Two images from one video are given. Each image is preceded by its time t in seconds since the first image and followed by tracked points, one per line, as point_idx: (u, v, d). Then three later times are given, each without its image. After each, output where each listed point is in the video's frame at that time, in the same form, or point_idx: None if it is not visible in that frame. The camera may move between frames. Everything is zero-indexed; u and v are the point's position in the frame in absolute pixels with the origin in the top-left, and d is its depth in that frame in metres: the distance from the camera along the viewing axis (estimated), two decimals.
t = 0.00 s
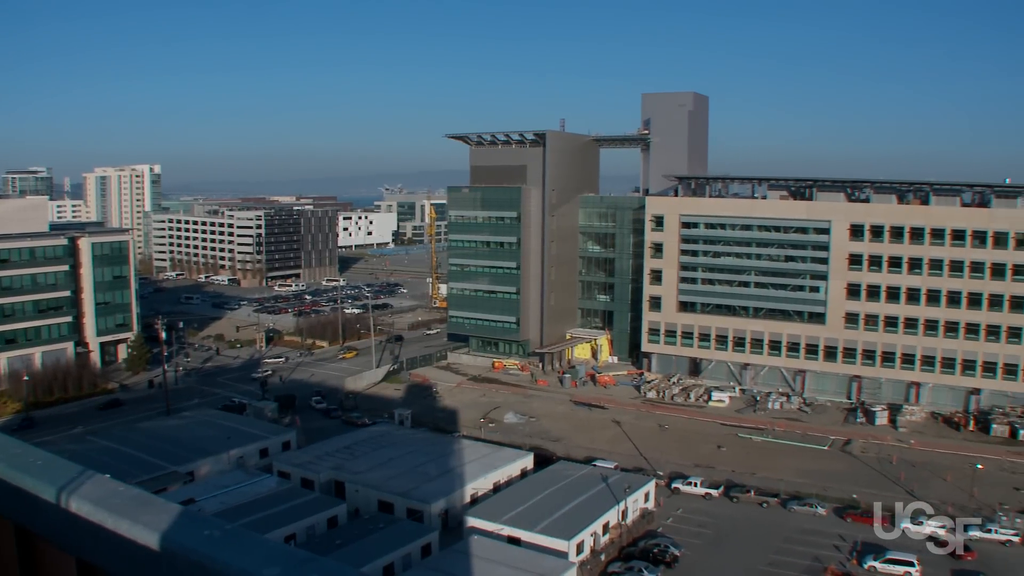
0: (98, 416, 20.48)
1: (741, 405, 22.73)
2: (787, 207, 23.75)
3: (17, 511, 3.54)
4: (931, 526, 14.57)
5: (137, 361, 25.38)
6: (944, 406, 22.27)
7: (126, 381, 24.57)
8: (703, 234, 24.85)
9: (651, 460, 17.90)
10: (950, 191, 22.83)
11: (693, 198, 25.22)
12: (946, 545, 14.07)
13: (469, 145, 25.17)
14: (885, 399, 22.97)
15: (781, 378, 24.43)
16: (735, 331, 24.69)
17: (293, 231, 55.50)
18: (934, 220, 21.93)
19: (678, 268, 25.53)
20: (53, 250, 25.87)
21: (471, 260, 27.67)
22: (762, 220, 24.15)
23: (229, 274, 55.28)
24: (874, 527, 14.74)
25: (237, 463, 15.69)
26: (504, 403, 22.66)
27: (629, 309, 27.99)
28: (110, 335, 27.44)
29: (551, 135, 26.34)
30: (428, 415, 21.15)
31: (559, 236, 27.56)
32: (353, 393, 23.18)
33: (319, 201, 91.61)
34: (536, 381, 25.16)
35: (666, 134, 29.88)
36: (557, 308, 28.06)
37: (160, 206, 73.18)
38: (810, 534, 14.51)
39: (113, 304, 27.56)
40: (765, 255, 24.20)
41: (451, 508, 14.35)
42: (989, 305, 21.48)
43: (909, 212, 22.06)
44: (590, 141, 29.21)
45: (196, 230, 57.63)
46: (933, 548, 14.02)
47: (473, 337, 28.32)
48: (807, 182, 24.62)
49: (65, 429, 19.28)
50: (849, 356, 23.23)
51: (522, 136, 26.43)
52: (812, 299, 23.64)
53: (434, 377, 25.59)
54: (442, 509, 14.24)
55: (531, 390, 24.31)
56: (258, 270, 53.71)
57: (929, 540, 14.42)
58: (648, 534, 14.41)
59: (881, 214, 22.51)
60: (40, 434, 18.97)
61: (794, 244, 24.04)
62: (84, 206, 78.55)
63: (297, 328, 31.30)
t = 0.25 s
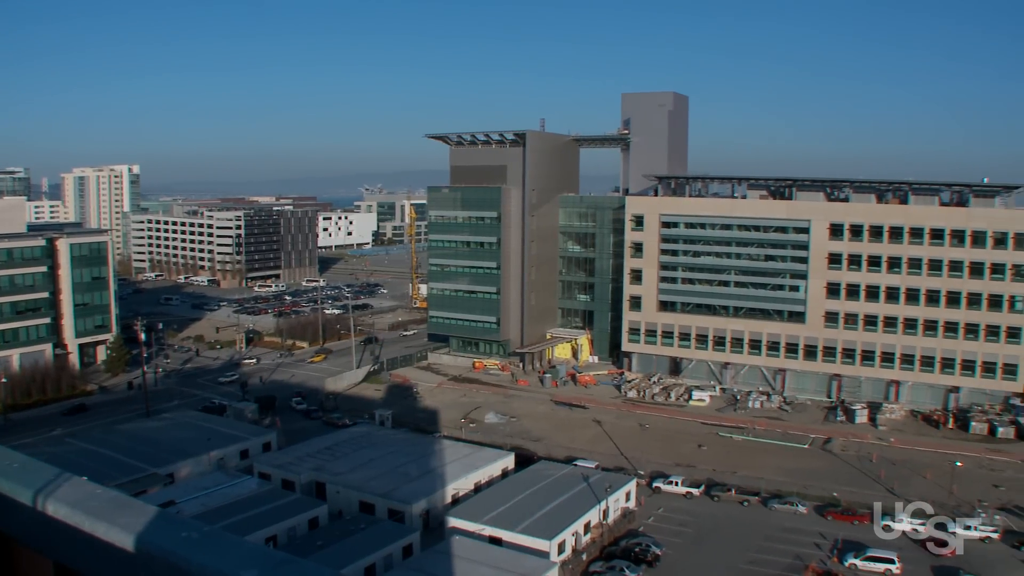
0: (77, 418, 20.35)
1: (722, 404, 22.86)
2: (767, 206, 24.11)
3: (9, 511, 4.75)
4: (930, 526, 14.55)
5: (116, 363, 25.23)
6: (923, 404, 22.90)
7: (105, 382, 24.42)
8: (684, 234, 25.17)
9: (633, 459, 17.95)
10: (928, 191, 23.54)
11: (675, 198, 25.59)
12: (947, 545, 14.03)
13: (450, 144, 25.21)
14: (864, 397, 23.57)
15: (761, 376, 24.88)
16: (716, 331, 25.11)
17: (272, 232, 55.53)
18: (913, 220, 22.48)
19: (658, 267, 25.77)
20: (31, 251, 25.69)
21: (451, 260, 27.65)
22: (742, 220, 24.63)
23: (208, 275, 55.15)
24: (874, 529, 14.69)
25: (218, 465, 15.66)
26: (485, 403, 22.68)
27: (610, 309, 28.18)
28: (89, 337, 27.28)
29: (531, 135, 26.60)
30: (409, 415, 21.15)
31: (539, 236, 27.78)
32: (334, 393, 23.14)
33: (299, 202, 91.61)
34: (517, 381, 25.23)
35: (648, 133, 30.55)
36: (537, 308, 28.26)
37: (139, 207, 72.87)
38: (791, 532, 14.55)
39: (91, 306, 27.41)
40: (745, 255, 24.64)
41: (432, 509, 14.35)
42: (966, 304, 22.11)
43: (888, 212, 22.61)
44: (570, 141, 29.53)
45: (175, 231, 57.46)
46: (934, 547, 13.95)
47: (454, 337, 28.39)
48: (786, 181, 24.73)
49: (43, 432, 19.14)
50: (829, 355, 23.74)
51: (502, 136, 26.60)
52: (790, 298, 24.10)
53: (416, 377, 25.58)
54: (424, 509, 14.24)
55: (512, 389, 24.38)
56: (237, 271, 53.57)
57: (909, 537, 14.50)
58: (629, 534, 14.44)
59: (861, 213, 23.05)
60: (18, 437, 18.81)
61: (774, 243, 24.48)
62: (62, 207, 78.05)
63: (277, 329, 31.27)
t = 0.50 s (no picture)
0: (57, 420, 20.25)
1: (704, 403, 22.92)
2: (749, 206, 24.27)
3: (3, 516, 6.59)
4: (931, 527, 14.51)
5: (96, 365, 25.09)
6: (903, 402, 23.26)
7: (85, 384, 24.28)
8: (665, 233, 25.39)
9: (615, 459, 17.98)
10: (909, 190, 23.88)
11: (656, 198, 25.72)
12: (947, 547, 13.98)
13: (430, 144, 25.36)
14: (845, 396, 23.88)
15: (742, 375, 25.11)
16: (697, 330, 25.29)
17: (253, 232, 55.53)
18: (893, 219, 22.84)
19: (639, 267, 26.00)
20: (10, 252, 25.55)
21: (432, 260, 27.91)
22: (723, 219, 24.87)
23: (189, 276, 55.06)
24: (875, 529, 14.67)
25: (199, 466, 15.64)
26: (467, 403, 22.69)
27: (592, 308, 28.25)
28: (69, 338, 27.13)
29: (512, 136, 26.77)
30: (390, 416, 21.14)
31: (520, 236, 27.91)
32: (316, 394, 23.11)
33: (279, 203, 91.66)
34: (498, 381, 25.24)
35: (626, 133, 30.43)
36: (518, 308, 28.39)
37: (119, 207, 72.64)
38: (773, 531, 14.59)
39: (71, 307, 27.26)
40: (727, 254, 24.85)
41: (415, 509, 14.35)
42: (947, 303, 22.49)
43: (868, 212, 22.95)
44: (551, 141, 29.73)
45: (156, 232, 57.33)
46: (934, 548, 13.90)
47: (435, 337, 28.57)
48: (767, 181, 25.13)
49: (23, 434, 19.06)
50: (810, 353, 24.01)
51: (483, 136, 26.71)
52: (769, 297, 24.35)
53: (398, 377, 25.56)
54: (406, 509, 14.23)
55: (494, 389, 24.46)
56: (218, 272, 53.50)
57: (890, 535, 14.56)
58: (612, 533, 14.46)
59: (841, 213, 23.39)
60: None
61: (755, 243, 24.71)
62: (41, 208, 77.64)
63: (258, 330, 31.26)
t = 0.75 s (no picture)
0: (38, 422, 20.14)
1: (686, 402, 22.96)
2: (731, 205, 24.39)
3: None
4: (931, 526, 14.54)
5: (77, 366, 24.93)
6: (885, 400, 23.46)
7: (66, 386, 24.15)
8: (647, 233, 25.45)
9: (597, 458, 18.00)
10: (889, 190, 23.93)
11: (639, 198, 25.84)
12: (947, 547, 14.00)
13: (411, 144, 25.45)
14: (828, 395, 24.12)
15: (725, 374, 25.24)
16: (679, 329, 25.42)
17: (235, 233, 55.50)
18: (875, 218, 22.97)
19: (622, 266, 26.07)
20: None
21: (414, 260, 27.90)
22: (705, 219, 25.01)
23: (170, 277, 54.95)
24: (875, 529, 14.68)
25: (181, 468, 15.60)
26: (450, 403, 22.70)
27: (574, 308, 28.47)
28: (49, 340, 27.00)
29: (493, 136, 26.88)
30: (372, 416, 21.11)
31: (502, 236, 27.99)
32: (298, 395, 23.07)
33: (262, 204, 91.61)
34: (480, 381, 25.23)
35: (610, 133, 30.71)
36: (500, 308, 28.50)
37: (100, 208, 72.40)
38: (756, 529, 14.63)
39: (52, 308, 27.15)
40: (709, 253, 24.92)
41: (398, 510, 14.35)
42: (928, 302, 22.73)
43: (850, 210, 23.13)
44: (533, 141, 29.90)
45: (137, 233, 57.13)
46: (934, 548, 13.92)
47: (417, 337, 28.54)
48: (749, 181, 25.30)
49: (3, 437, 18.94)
50: (792, 352, 24.21)
51: (465, 136, 26.82)
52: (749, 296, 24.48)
53: (382, 378, 25.52)
54: (388, 510, 14.22)
55: (478, 388, 24.47)
56: (200, 272, 53.42)
57: (873, 533, 14.62)
58: (595, 532, 14.47)
59: (823, 212, 23.66)
60: None
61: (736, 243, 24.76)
62: (22, 210, 77.26)
63: (240, 331, 31.22)
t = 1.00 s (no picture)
0: (16, 425, 19.99)
1: (668, 402, 23.07)
2: (712, 205, 24.63)
3: None
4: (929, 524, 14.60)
5: (56, 369, 24.69)
6: (866, 398, 23.88)
7: (46, 388, 23.99)
8: (628, 232, 25.71)
9: (580, 458, 18.02)
10: (871, 190, 24.35)
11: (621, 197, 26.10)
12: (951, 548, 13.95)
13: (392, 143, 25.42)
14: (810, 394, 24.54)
15: (706, 373, 25.50)
16: (661, 328, 25.69)
17: (215, 234, 55.44)
18: (855, 217, 23.29)
19: (603, 266, 26.32)
20: None
21: (396, 260, 27.89)
22: (686, 218, 25.07)
23: (151, 278, 54.80)
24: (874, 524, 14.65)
25: (162, 470, 15.55)
26: (432, 404, 22.70)
27: (555, 308, 28.85)
28: (28, 342, 26.84)
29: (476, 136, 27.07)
30: (353, 417, 21.09)
31: (483, 236, 28.14)
32: (279, 396, 23.01)
33: (243, 205, 91.47)
34: (462, 381, 25.25)
35: (590, 134, 30.76)
36: (482, 308, 28.71)
37: (79, 209, 72.08)
38: (737, 528, 14.67)
39: (31, 310, 26.98)
40: (690, 253, 25.12)
41: (379, 511, 14.35)
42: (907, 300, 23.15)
43: (830, 209, 23.46)
44: (515, 142, 30.04)
45: (117, 234, 56.89)
46: (933, 548, 13.93)
47: (399, 338, 28.53)
48: (730, 180, 25.64)
49: None
50: (774, 351, 24.49)
51: (447, 136, 26.87)
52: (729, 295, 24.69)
53: (365, 379, 25.48)
54: (370, 511, 14.21)
55: (460, 389, 24.47)
56: (180, 273, 53.36)
57: (854, 530, 14.68)
58: (577, 532, 14.49)
59: (804, 212, 23.96)
60: None
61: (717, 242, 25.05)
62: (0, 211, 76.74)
63: (221, 332, 31.13)
